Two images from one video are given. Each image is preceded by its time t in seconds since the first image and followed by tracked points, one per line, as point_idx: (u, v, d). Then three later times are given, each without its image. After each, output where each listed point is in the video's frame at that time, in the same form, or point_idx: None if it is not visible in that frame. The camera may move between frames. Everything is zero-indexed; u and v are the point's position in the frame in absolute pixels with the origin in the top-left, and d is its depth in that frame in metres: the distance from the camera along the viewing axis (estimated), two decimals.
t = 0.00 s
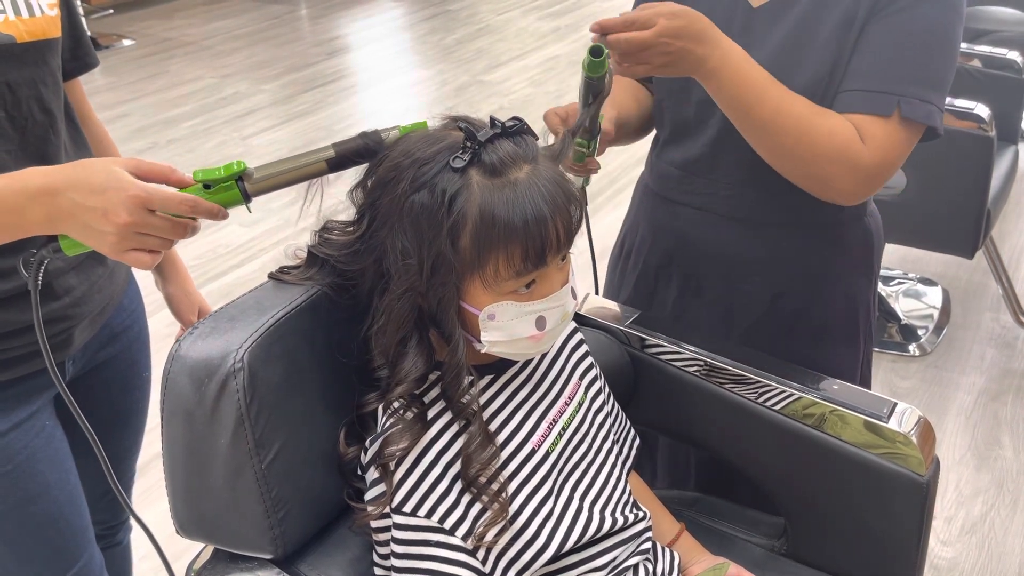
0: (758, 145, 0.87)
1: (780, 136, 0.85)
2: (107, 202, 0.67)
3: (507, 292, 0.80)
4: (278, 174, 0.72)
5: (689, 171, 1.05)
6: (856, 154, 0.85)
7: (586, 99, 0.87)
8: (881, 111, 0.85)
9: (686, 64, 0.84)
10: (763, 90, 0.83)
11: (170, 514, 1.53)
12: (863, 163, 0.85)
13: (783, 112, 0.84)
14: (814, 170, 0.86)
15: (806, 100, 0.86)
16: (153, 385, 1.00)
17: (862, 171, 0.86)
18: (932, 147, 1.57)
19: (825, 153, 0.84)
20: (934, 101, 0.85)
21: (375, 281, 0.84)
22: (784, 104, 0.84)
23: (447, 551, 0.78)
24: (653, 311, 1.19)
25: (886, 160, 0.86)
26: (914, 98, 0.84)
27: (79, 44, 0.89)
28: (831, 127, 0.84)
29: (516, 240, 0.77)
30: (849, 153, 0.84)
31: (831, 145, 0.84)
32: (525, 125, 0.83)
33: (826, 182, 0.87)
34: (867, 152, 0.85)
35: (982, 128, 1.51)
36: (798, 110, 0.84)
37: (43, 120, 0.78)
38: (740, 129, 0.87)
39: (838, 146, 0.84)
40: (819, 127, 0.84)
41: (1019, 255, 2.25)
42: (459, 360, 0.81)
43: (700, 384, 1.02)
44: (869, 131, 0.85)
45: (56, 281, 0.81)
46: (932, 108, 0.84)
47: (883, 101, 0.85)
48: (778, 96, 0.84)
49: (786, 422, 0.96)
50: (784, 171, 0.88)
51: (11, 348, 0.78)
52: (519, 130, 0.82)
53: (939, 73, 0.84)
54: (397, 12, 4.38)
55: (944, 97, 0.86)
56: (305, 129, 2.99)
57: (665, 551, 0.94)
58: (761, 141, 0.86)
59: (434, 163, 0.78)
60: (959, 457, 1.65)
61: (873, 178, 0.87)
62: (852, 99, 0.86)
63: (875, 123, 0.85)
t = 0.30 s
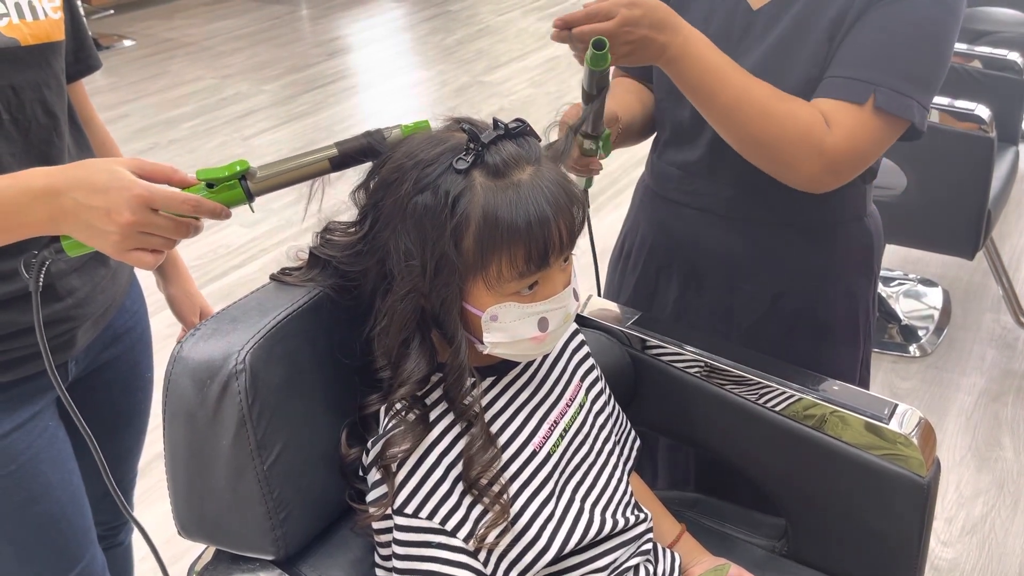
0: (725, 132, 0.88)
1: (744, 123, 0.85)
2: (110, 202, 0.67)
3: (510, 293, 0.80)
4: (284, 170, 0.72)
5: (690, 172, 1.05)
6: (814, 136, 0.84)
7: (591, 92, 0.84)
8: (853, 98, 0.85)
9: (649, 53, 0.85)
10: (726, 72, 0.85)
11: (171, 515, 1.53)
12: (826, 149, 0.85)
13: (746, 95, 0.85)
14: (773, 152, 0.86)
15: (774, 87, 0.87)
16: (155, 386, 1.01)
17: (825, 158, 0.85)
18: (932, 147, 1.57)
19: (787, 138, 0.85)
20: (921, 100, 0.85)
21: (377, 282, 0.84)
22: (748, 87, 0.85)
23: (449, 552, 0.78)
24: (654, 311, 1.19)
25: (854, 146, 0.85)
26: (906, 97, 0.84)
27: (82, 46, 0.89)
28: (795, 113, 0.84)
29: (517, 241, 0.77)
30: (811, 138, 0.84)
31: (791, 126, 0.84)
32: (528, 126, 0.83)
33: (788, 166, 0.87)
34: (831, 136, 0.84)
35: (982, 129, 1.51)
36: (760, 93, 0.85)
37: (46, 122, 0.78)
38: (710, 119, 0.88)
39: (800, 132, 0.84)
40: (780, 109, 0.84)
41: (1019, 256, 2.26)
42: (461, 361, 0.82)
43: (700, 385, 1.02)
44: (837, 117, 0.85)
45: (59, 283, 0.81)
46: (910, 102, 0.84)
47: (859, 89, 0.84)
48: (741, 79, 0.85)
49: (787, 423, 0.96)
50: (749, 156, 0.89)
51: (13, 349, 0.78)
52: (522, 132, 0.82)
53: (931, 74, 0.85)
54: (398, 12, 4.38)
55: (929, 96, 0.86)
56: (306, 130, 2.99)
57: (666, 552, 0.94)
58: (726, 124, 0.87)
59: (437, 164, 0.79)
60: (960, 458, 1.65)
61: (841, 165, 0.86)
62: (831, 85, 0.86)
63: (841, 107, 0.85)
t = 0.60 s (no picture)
0: (712, 133, 0.88)
1: (729, 121, 0.86)
2: (94, 202, 0.67)
3: (511, 293, 0.80)
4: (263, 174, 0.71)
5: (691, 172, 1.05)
6: (796, 128, 0.85)
7: (591, 94, 0.85)
8: (840, 92, 0.85)
9: (629, 58, 0.86)
10: (704, 73, 0.85)
11: (171, 515, 1.53)
12: (813, 143, 0.85)
13: (727, 93, 0.85)
14: (757, 148, 0.87)
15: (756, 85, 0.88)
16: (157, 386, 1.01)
17: (813, 152, 0.85)
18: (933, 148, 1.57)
19: (772, 134, 0.85)
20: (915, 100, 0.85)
21: (378, 282, 0.84)
22: (728, 85, 0.85)
23: (449, 554, 0.78)
24: (655, 312, 1.19)
25: (842, 139, 0.85)
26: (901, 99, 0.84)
27: (86, 48, 0.90)
28: (780, 109, 0.85)
29: (518, 241, 0.77)
30: (796, 132, 0.85)
31: (773, 120, 0.85)
32: (530, 126, 0.83)
33: (777, 162, 0.87)
34: (815, 128, 0.85)
35: (983, 130, 1.51)
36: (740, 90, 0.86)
37: (49, 124, 0.78)
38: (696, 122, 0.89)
39: (785, 127, 0.85)
40: (760, 105, 0.85)
41: (1019, 256, 2.26)
42: (462, 361, 0.82)
43: (701, 386, 1.02)
44: (822, 110, 0.85)
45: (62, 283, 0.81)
46: (901, 99, 0.84)
47: (847, 82, 0.85)
48: (725, 79, 0.86)
49: (787, 424, 0.96)
50: (736, 154, 0.89)
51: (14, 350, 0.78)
52: (524, 132, 0.82)
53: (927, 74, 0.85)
54: (398, 13, 4.38)
55: (926, 97, 0.86)
56: (306, 130, 2.99)
57: (666, 553, 0.94)
58: (709, 124, 0.87)
59: (439, 164, 0.79)
60: (960, 458, 1.65)
61: (829, 159, 0.86)
62: (822, 81, 0.86)
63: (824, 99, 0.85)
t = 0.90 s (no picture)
0: (711, 134, 0.88)
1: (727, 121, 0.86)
2: (14, 201, 0.65)
3: (510, 293, 0.80)
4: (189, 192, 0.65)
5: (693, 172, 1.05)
6: (795, 127, 0.84)
7: (596, 100, 0.86)
8: (839, 91, 0.85)
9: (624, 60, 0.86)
10: (702, 73, 0.85)
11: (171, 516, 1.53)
12: (812, 141, 0.85)
13: (726, 92, 0.85)
14: (756, 148, 0.86)
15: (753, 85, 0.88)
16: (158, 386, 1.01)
17: (812, 150, 0.85)
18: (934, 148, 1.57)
19: (771, 134, 0.85)
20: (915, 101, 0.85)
21: (378, 283, 0.84)
22: (725, 85, 0.85)
23: (448, 555, 0.78)
24: (657, 312, 1.19)
25: (841, 137, 0.85)
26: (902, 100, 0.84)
27: (93, 50, 0.89)
28: (778, 108, 0.85)
29: (517, 241, 0.77)
30: (795, 130, 0.84)
31: (770, 119, 0.84)
32: (529, 126, 0.83)
33: (777, 162, 0.87)
34: (814, 126, 0.85)
35: (983, 130, 1.51)
36: (739, 90, 0.85)
37: (50, 125, 0.78)
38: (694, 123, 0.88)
39: (784, 125, 0.84)
40: (760, 105, 0.85)
41: (1020, 256, 2.26)
42: (461, 362, 0.82)
43: (701, 386, 1.02)
44: (820, 108, 0.85)
45: (65, 283, 0.81)
46: (900, 99, 0.84)
47: (848, 82, 0.84)
48: (722, 79, 0.86)
49: (787, 424, 0.96)
50: (735, 155, 0.89)
51: (17, 349, 0.77)
52: (522, 132, 0.82)
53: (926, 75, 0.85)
54: (398, 13, 4.38)
55: (927, 98, 0.86)
56: (306, 130, 2.99)
57: (666, 554, 0.94)
58: (708, 125, 0.87)
59: (437, 164, 0.79)
60: (960, 458, 1.65)
61: (829, 157, 0.86)
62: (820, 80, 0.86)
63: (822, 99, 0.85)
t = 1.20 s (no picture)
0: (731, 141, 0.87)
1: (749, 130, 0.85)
2: (30, 208, 0.65)
3: (507, 292, 0.80)
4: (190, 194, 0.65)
5: (694, 172, 1.05)
6: (819, 143, 0.85)
7: (591, 95, 0.88)
8: (857, 103, 0.84)
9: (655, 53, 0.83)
10: (728, 84, 0.84)
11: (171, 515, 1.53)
12: (831, 153, 0.85)
13: (751, 103, 0.84)
14: (779, 161, 0.86)
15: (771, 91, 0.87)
16: (157, 386, 1.01)
17: (832, 162, 0.85)
18: (934, 148, 1.57)
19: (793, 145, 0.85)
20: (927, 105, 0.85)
21: (375, 282, 0.84)
22: (746, 93, 0.84)
23: (448, 555, 0.78)
24: (658, 312, 1.19)
25: (859, 148, 0.86)
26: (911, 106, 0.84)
27: (89, 49, 0.89)
28: (798, 120, 0.84)
29: (513, 240, 0.77)
30: (816, 141, 0.84)
31: (791, 131, 0.84)
32: (525, 125, 0.83)
33: (795, 173, 0.87)
34: (833, 137, 0.85)
35: (983, 130, 1.50)
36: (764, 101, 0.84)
37: (51, 124, 0.78)
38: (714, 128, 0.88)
39: (804, 137, 0.84)
40: (785, 118, 0.84)
41: (1020, 256, 2.25)
42: (459, 361, 0.81)
43: (701, 386, 1.02)
44: (839, 119, 0.85)
45: (64, 283, 0.80)
46: (915, 107, 0.84)
47: (865, 93, 0.84)
48: (744, 87, 0.85)
49: (787, 424, 0.96)
50: (753, 162, 0.89)
51: (17, 348, 0.78)
52: (519, 131, 0.82)
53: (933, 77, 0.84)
54: (398, 13, 4.38)
55: (936, 100, 0.86)
56: (306, 130, 2.99)
57: (666, 553, 0.94)
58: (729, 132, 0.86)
59: (433, 163, 0.79)
60: (960, 458, 1.65)
61: (848, 168, 0.86)
62: (832, 89, 0.86)
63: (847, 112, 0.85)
